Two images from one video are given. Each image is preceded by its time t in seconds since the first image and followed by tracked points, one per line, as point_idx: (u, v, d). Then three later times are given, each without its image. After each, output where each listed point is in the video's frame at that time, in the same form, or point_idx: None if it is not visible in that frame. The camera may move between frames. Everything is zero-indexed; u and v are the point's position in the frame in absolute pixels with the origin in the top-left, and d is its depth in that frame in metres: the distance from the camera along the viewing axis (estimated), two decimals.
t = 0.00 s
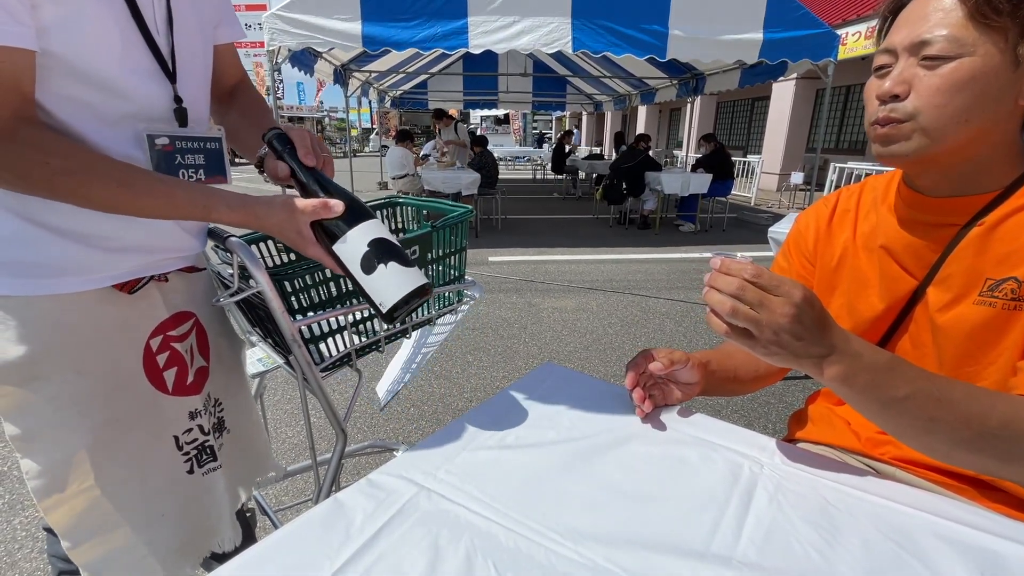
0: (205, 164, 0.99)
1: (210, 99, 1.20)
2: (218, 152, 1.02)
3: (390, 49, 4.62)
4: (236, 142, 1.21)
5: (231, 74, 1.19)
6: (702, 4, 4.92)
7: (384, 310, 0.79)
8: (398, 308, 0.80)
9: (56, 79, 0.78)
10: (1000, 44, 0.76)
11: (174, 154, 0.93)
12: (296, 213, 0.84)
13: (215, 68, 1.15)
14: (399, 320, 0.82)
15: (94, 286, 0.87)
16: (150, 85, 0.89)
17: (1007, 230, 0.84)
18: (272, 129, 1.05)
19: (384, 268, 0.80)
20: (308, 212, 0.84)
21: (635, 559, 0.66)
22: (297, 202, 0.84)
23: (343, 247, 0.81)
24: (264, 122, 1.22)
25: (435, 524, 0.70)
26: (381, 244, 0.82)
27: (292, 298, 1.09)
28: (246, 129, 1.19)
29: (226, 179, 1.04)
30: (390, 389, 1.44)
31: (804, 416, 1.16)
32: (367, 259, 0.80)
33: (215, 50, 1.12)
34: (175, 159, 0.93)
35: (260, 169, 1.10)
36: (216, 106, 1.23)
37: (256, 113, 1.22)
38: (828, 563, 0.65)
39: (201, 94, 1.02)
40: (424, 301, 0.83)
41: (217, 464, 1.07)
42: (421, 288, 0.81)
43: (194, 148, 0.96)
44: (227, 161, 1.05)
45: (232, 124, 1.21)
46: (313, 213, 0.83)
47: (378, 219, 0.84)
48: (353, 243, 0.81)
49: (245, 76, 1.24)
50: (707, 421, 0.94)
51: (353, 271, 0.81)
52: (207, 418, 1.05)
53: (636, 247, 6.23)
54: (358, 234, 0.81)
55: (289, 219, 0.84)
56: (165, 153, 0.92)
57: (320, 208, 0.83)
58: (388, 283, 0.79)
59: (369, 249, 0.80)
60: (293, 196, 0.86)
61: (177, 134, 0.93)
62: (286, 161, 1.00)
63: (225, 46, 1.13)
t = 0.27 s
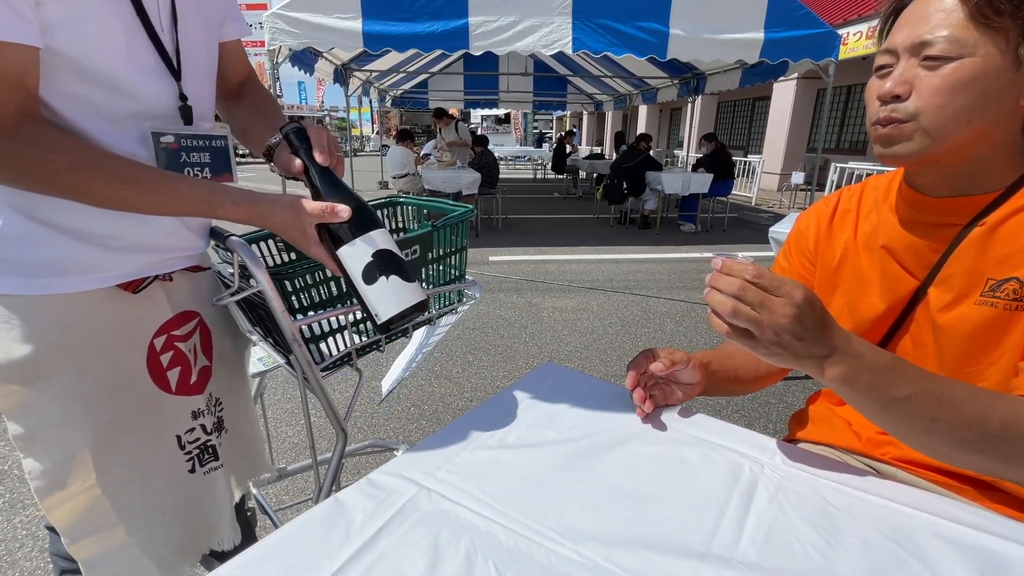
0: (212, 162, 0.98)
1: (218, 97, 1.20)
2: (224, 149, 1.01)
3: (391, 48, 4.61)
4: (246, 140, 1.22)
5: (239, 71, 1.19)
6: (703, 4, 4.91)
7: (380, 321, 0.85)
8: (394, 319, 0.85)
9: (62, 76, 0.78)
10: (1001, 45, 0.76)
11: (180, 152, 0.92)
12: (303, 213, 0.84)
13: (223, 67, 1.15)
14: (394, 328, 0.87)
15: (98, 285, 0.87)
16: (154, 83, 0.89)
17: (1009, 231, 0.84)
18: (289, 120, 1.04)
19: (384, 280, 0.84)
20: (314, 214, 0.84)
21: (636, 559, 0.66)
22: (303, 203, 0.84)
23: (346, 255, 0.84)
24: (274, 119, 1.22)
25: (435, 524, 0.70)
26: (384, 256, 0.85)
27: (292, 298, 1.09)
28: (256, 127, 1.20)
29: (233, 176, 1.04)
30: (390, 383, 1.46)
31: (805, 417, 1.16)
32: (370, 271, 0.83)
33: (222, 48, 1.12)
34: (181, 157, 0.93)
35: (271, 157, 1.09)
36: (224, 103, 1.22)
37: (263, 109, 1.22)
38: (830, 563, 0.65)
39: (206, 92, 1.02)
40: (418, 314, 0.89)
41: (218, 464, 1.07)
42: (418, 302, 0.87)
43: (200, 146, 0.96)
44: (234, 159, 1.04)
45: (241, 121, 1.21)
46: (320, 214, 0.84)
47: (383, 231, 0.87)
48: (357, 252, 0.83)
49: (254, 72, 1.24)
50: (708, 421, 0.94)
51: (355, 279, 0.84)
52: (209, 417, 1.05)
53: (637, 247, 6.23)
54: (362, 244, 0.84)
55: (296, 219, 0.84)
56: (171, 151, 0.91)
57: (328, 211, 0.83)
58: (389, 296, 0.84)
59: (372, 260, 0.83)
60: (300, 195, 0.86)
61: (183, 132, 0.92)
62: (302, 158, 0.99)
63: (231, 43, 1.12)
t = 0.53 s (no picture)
0: (215, 161, 0.98)
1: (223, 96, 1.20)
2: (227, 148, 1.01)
3: (392, 48, 4.61)
4: (251, 139, 1.22)
5: (242, 69, 1.18)
6: (704, 4, 4.91)
7: (391, 317, 0.84)
8: (405, 315, 0.84)
9: (67, 75, 0.78)
10: (1002, 46, 0.76)
11: (182, 151, 0.92)
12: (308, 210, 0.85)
13: (225, 65, 1.14)
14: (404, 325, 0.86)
15: (103, 285, 0.87)
16: (158, 83, 0.89)
17: (1010, 232, 0.84)
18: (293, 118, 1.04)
19: (395, 275, 0.84)
20: (319, 210, 0.84)
21: (637, 559, 0.66)
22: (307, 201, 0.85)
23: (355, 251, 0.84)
24: (277, 117, 1.22)
25: (436, 524, 0.70)
26: (393, 250, 0.85)
27: (294, 298, 1.09)
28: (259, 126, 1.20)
29: (236, 175, 1.03)
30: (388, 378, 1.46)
31: (805, 417, 1.16)
32: (380, 267, 0.83)
33: (224, 47, 1.11)
34: (184, 156, 0.92)
35: (276, 155, 1.10)
36: (228, 102, 1.23)
37: (268, 107, 1.22)
38: (832, 564, 0.65)
39: (209, 91, 1.02)
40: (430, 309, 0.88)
41: (221, 464, 1.07)
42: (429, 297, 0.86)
43: (202, 145, 0.95)
44: (235, 158, 1.03)
45: (246, 120, 1.21)
46: (324, 210, 0.84)
47: (392, 226, 0.87)
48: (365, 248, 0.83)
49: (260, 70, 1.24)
50: (709, 422, 0.94)
51: (364, 276, 0.84)
52: (212, 417, 1.05)
53: (637, 246, 6.23)
54: (370, 239, 0.83)
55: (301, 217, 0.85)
56: (174, 150, 0.91)
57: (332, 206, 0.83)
58: (399, 292, 0.83)
59: (381, 256, 0.83)
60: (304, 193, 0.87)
61: (185, 132, 0.92)
62: (305, 153, 1.00)
63: (234, 41, 1.12)
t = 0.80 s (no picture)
0: (215, 160, 0.98)
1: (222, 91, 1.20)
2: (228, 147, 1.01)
3: (392, 47, 4.61)
4: (251, 134, 1.22)
5: (241, 62, 1.19)
6: (704, 3, 4.90)
7: (392, 312, 0.84)
8: (406, 309, 0.85)
9: (63, 75, 0.78)
10: (1003, 47, 0.76)
11: (181, 151, 0.92)
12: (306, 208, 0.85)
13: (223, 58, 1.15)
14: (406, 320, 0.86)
15: (107, 284, 0.87)
16: (156, 82, 0.89)
17: (1011, 232, 0.84)
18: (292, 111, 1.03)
19: (395, 270, 0.84)
20: (316, 205, 0.84)
21: (638, 559, 0.66)
22: (303, 198, 0.85)
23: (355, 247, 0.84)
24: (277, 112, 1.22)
25: (437, 524, 0.70)
26: (393, 244, 0.85)
27: (294, 297, 1.09)
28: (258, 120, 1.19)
29: (236, 173, 1.03)
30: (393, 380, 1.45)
31: (806, 417, 1.16)
32: (380, 262, 0.83)
33: (222, 40, 1.12)
34: (184, 155, 0.92)
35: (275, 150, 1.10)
36: (228, 97, 1.22)
37: (268, 100, 1.21)
38: (834, 564, 0.65)
39: (208, 89, 1.02)
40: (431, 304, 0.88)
41: (223, 462, 1.07)
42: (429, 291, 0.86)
43: (201, 145, 0.95)
44: (236, 157, 1.03)
45: (246, 115, 1.21)
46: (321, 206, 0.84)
47: (393, 221, 0.88)
48: (365, 244, 0.84)
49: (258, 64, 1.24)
50: (709, 422, 0.94)
51: (365, 272, 0.85)
52: (214, 416, 1.05)
53: (638, 246, 6.23)
54: (369, 234, 0.84)
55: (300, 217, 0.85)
56: (173, 150, 0.91)
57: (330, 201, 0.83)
58: (400, 287, 0.84)
59: (381, 252, 0.84)
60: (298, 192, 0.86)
61: (184, 131, 0.92)
62: (304, 150, 1.00)
63: (232, 35, 1.13)
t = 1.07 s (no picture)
0: (211, 156, 0.98)
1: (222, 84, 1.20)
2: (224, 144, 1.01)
3: (393, 46, 4.61)
4: (252, 126, 1.22)
5: (241, 55, 1.20)
6: (705, 2, 4.90)
7: (391, 309, 0.83)
8: (405, 306, 0.84)
9: (60, 77, 0.78)
10: (1004, 46, 0.76)
11: (178, 146, 0.92)
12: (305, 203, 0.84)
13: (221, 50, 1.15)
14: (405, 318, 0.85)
15: (107, 282, 0.87)
16: (150, 79, 0.89)
17: (1011, 232, 0.84)
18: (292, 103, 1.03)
19: (393, 267, 0.83)
20: (316, 201, 0.83)
21: (636, 558, 0.66)
22: (300, 193, 0.84)
23: (354, 243, 0.84)
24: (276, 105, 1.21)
25: (436, 522, 0.70)
26: (392, 241, 0.85)
27: (294, 296, 1.10)
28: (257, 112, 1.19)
29: (234, 169, 1.03)
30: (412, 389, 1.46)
31: (806, 417, 1.16)
32: (378, 258, 0.83)
33: (220, 33, 1.12)
34: (179, 151, 0.92)
35: (274, 142, 1.10)
36: (228, 90, 1.22)
37: (268, 92, 1.21)
38: (833, 564, 0.65)
39: (205, 85, 1.02)
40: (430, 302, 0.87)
41: (224, 461, 1.07)
42: (428, 289, 0.85)
43: (198, 140, 0.95)
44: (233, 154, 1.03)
45: (246, 107, 1.20)
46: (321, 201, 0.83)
47: (393, 217, 0.87)
48: (364, 240, 0.83)
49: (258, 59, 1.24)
50: (709, 422, 0.94)
51: (364, 268, 0.84)
52: (215, 414, 1.05)
53: (638, 246, 6.22)
54: (368, 230, 0.84)
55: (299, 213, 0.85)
56: (168, 145, 0.90)
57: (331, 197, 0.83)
58: (398, 282, 0.83)
59: (380, 247, 0.83)
60: (293, 186, 0.85)
61: (181, 127, 0.92)
62: (304, 144, 1.00)
63: (231, 28, 1.13)
